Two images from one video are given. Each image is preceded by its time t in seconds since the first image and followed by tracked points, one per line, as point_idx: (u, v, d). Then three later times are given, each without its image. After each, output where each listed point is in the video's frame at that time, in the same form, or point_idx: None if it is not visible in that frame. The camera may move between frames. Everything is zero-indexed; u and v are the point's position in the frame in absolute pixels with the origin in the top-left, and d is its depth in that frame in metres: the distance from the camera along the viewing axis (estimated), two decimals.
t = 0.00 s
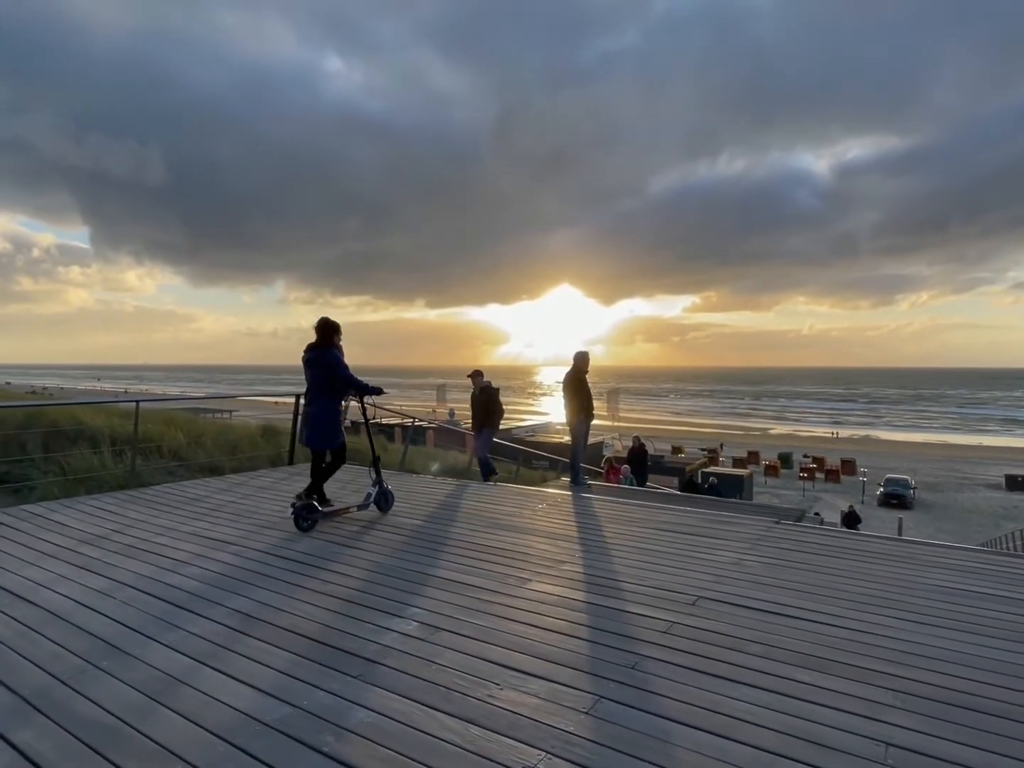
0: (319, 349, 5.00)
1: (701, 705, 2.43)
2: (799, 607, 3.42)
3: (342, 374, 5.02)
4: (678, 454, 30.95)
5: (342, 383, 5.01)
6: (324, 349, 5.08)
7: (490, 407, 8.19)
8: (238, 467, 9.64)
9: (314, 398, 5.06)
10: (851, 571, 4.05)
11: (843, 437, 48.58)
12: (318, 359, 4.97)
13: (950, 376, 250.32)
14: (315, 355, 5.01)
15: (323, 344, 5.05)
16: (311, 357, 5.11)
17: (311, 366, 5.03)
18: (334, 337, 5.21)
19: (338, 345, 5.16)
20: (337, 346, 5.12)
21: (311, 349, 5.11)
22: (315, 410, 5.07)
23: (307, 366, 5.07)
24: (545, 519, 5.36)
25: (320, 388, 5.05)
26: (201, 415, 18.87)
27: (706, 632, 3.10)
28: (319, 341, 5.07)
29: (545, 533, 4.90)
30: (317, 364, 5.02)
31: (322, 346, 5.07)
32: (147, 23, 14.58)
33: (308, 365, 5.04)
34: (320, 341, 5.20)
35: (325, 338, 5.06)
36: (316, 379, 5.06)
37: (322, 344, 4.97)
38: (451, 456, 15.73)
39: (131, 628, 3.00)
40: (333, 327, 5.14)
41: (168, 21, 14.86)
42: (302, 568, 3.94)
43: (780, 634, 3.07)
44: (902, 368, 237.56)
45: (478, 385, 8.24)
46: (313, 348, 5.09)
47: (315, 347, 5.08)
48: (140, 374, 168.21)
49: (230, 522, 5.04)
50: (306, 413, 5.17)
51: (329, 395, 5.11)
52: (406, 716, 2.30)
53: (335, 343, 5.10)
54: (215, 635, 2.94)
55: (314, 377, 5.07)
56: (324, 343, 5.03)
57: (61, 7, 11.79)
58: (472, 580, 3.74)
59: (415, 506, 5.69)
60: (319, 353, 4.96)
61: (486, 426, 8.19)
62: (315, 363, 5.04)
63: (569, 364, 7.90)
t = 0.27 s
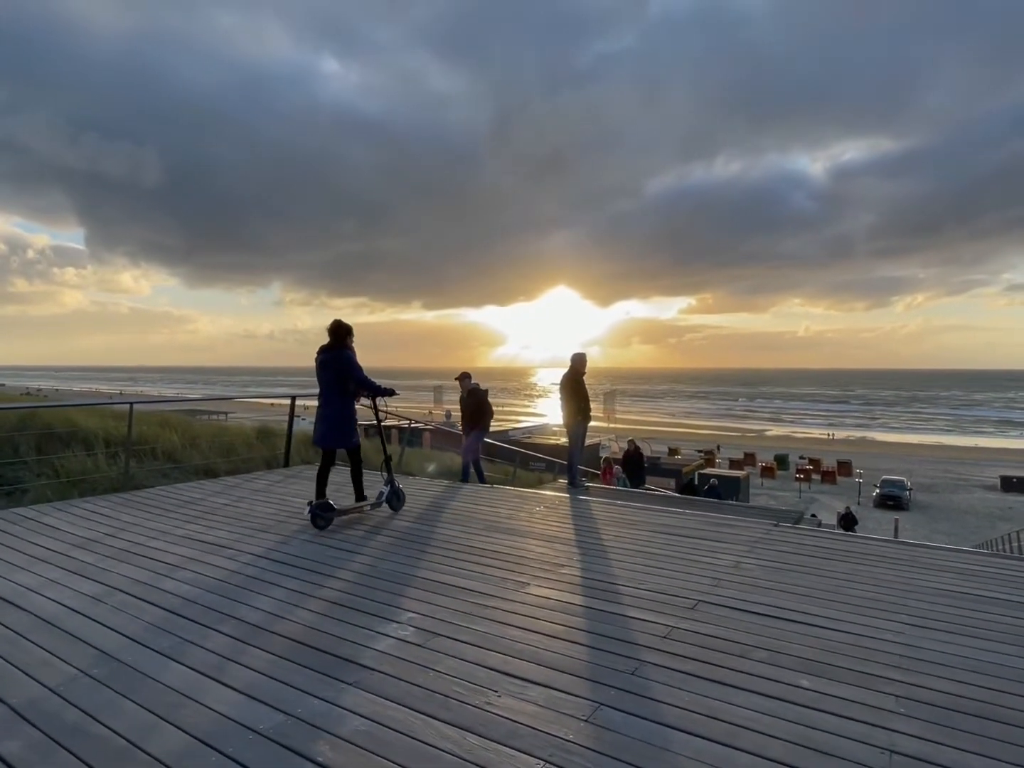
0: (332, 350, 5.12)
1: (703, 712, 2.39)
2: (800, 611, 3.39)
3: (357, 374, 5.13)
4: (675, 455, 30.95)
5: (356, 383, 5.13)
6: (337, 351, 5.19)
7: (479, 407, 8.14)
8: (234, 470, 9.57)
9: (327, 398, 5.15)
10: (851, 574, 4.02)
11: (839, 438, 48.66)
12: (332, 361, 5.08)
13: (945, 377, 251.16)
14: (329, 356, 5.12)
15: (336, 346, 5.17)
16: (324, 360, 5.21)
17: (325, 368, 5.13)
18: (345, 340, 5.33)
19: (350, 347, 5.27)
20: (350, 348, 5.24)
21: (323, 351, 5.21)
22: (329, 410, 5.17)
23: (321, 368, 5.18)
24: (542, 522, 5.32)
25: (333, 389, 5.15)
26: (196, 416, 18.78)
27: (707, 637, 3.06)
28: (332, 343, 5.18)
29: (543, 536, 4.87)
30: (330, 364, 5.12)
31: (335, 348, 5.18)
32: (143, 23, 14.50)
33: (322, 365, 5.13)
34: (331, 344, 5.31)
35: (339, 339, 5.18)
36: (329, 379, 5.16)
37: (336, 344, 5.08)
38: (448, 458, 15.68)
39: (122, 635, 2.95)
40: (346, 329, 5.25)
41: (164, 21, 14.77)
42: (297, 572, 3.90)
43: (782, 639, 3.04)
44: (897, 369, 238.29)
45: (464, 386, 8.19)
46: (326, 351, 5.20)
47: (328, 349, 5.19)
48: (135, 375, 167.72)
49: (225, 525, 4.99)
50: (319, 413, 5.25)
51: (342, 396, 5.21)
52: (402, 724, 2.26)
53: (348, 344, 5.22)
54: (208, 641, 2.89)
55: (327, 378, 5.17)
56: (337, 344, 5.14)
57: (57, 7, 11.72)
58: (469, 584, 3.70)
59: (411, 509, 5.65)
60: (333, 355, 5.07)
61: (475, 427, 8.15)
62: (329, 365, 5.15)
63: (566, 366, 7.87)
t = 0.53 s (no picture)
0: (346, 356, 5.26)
1: (698, 714, 2.41)
2: (792, 612, 3.42)
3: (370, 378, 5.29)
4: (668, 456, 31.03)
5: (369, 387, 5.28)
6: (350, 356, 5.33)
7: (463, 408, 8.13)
8: (227, 472, 9.55)
9: (342, 402, 5.31)
10: (844, 575, 4.06)
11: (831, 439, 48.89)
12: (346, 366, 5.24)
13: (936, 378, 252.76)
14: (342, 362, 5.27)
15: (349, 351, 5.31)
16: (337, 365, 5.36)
17: (339, 373, 5.29)
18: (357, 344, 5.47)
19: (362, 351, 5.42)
20: (362, 353, 5.38)
21: (337, 356, 5.36)
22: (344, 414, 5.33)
23: (335, 373, 5.33)
24: (537, 524, 5.33)
25: (347, 392, 5.31)
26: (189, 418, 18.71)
27: (701, 639, 3.08)
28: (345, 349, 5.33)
29: (537, 538, 4.88)
30: (344, 370, 5.28)
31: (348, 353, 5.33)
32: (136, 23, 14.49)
33: (336, 371, 5.29)
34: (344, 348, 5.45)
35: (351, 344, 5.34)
36: (343, 384, 5.31)
37: (349, 350, 5.23)
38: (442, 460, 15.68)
39: (118, 638, 2.95)
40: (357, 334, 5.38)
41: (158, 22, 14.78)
42: (293, 575, 3.90)
43: (776, 640, 3.06)
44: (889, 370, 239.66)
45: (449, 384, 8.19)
46: (339, 356, 5.35)
47: (341, 355, 5.34)
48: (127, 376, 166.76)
49: (219, 528, 4.99)
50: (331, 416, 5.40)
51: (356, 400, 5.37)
52: (398, 727, 2.27)
53: (360, 349, 5.37)
54: (204, 645, 2.89)
55: (341, 383, 5.32)
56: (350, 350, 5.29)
57: (50, 8, 11.69)
58: (465, 587, 3.71)
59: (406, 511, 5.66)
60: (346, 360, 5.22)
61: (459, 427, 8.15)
62: (343, 370, 5.30)
63: (560, 368, 7.90)
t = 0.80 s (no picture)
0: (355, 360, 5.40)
1: (689, 711, 2.48)
2: (781, 612, 3.49)
3: (381, 381, 5.44)
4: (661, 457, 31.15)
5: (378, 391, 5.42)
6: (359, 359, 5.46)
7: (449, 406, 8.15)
8: (221, 473, 9.57)
9: (352, 404, 5.46)
10: (832, 576, 4.14)
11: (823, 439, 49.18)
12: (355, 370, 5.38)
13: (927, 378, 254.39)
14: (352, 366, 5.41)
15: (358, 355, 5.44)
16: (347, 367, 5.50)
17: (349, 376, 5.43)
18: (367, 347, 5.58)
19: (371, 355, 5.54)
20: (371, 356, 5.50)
21: (346, 359, 5.49)
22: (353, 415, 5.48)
23: (345, 376, 5.48)
24: (531, 525, 5.40)
25: (356, 395, 5.46)
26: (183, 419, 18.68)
27: (692, 638, 3.15)
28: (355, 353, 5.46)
29: (531, 539, 4.94)
30: (354, 373, 5.42)
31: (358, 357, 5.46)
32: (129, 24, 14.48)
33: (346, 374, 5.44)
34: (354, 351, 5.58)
35: (361, 348, 5.47)
36: (353, 386, 5.46)
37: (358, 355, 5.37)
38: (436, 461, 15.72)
39: (119, 639, 3.00)
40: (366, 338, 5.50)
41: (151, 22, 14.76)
42: (290, 576, 3.95)
43: (765, 639, 3.14)
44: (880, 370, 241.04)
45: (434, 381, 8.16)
46: (349, 359, 5.48)
47: (351, 358, 5.47)
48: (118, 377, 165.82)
49: (216, 530, 5.03)
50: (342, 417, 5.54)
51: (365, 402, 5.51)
52: (397, 725, 2.33)
53: (369, 352, 5.50)
54: (205, 646, 2.94)
55: (351, 385, 5.47)
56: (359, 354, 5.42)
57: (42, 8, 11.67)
58: (460, 588, 3.77)
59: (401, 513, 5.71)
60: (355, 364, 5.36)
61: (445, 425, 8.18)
62: (352, 373, 5.45)
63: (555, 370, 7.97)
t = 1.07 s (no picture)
0: (357, 361, 5.49)
1: (674, 702, 2.55)
2: (768, 607, 3.57)
3: (384, 381, 5.52)
4: (654, 456, 31.28)
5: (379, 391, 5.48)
6: (362, 360, 5.53)
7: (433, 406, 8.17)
8: (216, 473, 9.60)
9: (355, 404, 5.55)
10: (818, 572, 4.22)
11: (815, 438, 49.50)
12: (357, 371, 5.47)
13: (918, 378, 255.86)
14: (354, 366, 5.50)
15: (361, 357, 5.52)
16: (351, 367, 5.58)
17: (351, 376, 5.52)
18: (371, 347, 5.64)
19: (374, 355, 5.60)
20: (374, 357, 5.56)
21: (350, 360, 5.57)
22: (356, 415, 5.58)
23: (349, 375, 5.56)
24: (524, 524, 5.46)
25: (359, 395, 5.54)
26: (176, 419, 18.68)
27: (679, 632, 3.23)
28: (358, 353, 5.53)
29: (524, 537, 5.01)
30: (357, 374, 5.50)
31: (361, 358, 5.53)
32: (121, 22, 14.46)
33: (350, 374, 5.52)
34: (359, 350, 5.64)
35: (364, 348, 5.53)
36: (357, 387, 5.54)
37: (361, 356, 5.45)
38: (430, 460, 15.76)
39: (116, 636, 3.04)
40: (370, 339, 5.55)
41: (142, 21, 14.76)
42: (286, 574, 4.00)
43: (749, 633, 3.21)
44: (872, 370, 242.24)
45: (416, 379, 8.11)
46: (353, 359, 5.56)
47: (355, 358, 5.55)
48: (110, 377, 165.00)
49: (212, 529, 5.07)
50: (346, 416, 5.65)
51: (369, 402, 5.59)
52: (390, 716, 2.39)
53: (373, 353, 5.56)
54: (201, 642, 2.99)
55: (354, 385, 5.55)
56: (362, 356, 5.49)
57: (34, 8, 11.65)
58: (453, 585, 3.83)
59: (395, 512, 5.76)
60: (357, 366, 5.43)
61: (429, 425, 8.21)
62: (356, 374, 5.53)
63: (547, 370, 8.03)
